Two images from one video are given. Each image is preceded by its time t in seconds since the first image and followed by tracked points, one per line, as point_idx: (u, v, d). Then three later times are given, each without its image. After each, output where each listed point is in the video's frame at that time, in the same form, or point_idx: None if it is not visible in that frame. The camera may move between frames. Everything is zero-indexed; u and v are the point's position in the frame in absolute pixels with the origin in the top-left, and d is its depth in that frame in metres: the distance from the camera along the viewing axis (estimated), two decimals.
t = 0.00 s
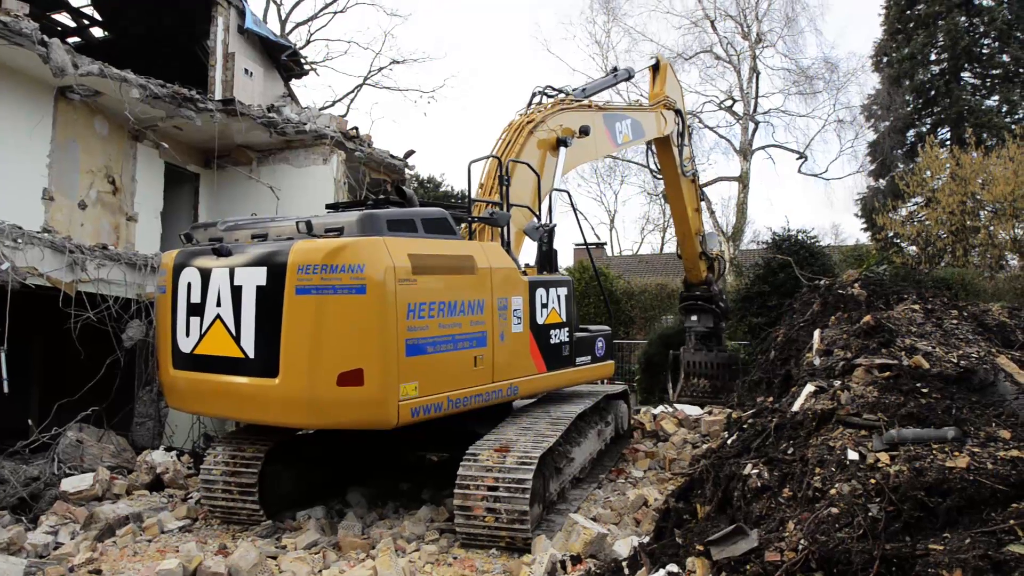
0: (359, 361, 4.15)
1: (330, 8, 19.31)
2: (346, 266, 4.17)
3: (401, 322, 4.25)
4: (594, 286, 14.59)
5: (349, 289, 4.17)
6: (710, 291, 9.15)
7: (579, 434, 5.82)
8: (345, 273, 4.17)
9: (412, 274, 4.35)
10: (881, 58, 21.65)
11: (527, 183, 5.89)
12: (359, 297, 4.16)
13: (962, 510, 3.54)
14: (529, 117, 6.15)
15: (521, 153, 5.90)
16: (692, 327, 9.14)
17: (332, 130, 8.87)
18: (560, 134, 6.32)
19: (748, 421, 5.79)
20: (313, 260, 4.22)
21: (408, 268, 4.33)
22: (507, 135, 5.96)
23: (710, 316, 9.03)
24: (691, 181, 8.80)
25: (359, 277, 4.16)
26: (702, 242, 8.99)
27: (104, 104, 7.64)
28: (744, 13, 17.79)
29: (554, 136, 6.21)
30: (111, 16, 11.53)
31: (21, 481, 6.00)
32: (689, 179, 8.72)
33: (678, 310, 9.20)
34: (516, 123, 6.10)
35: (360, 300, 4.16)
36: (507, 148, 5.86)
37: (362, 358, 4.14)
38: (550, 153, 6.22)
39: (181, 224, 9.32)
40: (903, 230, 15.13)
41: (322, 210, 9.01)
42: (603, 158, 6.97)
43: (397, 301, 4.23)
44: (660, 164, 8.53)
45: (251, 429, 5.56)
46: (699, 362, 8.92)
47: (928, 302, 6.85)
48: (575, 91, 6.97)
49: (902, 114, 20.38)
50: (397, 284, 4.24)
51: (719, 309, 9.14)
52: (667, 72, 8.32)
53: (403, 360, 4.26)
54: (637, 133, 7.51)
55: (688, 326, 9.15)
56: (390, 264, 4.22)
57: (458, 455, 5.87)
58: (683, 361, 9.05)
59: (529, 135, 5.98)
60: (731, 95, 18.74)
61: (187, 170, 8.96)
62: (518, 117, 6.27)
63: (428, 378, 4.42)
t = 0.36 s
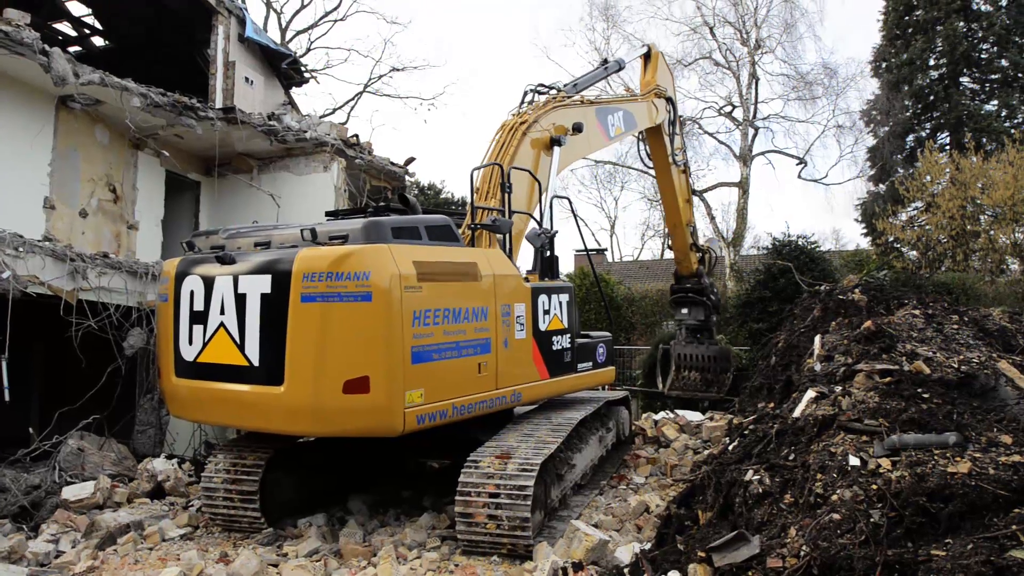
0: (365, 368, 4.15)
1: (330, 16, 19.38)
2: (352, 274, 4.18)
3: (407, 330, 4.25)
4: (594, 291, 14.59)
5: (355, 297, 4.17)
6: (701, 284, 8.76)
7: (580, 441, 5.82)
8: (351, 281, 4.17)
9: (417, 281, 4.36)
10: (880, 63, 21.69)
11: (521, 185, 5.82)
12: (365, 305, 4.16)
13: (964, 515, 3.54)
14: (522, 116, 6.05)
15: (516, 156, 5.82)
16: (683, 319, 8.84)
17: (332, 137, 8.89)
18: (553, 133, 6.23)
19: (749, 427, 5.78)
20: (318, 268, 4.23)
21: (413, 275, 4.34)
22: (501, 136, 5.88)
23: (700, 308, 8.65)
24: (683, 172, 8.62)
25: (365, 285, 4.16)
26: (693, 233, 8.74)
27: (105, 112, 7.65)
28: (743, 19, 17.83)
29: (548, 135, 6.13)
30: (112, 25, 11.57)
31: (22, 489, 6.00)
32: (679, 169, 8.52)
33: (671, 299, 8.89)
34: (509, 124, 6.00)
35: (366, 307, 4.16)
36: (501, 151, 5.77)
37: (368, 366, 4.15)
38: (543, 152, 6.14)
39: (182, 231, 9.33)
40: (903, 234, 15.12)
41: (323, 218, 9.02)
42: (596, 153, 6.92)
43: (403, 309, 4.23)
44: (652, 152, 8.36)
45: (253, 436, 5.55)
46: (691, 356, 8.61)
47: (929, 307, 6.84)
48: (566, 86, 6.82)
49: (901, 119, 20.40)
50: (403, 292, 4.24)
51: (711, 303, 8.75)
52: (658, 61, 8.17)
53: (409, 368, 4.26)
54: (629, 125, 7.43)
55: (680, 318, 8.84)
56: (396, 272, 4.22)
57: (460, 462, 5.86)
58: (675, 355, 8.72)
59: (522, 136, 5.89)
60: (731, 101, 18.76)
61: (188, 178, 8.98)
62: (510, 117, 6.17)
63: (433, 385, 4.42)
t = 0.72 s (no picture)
0: (369, 367, 4.15)
1: (327, 15, 19.35)
2: (356, 272, 4.17)
3: (411, 328, 4.25)
4: (593, 289, 14.59)
5: (359, 296, 4.16)
6: (685, 274, 8.54)
7: (580, 439, 5.82)
8: (355, 280, 4.17)
9: (421, 280, 4.36)
10: (877, 60, 21.68)
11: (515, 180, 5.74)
12: (369, 304, 4.16)
13: (963, 512, 3.54)
14: (512, 109, 5.92)
15: (508, 152, 5.72)
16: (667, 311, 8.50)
17: (330, 136, 8.88)
18: (544, 124, 6.10)
19: (748, 424, 5.79)
20: (321, 267, 4.22)
21: (417, 274, 4.33)
22: (493, 130, 5.77)
23: (686, 299, 8.40)
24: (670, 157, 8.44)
25: (370, 283, 4.15)
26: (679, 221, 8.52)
27: (102, 113, 7.64)
28: (740, 16, 17.83)
29: (539, 127, 6.01)
30: (110, 25, 11.55)
31: (21, 489, 5.99)
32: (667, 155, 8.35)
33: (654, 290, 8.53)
34: (499, 117, 5.87)
35: (370, 306, 4.16)
36: (493, 148, 5.67)
37: (373, 364, 4.14)
38: (535, 145, 6.02)
39: (180, 231, 9.32)
40: (901, 231, 15.10)
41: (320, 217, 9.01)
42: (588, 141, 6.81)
43: (407, 307, 4.23)
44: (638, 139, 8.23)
45: (252, 436, 5.55)
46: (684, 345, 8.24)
47: (927, 303, 6.84)
48: (555, 76, 6.65)
49: (898, 116, 20.39)
50: (407, 290, 4.24)
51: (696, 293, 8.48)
52: (647, 43, 8.06)
53: (413, 366, 4.26)
54: (619, 109, 7.30)
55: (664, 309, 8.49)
56: (400, 270, 4.22)
57: (460, 460, 5.87)
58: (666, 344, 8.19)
59: (513, 130, 5.76)
60: (729, 98, 18.74)
61: (185, 178, 8.96)
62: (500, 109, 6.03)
63: (437, 383, 4.42)
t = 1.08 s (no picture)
0: (370, 364, 4.14)
1: (325, 12, 19.32)
2: (357, 269, 4.16)
3: (412, 325, 4.24)
4: (593, 285, 14.58)
5: (360, 292, 4.15)
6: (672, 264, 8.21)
7: (579, 435, 5.81)
8: (356, 276, 4.16)
9: (422, 276, 4.35)
10: (876, 55, 21.65)
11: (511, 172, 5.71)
12: (370, 300, 4.15)
13: (962, 507, 3.54)
14: (505, 101, 5.87)
15: (502, 144, 5.68)
16: (653, 300, 8.09)
17: (328, 133, 8.86)
18: (537, 115, 6.05)
19: (746, 420, 5.79)
20: (322, 263, 4.21)
21: (418, 270, 4.33)
22: (486, 124, 5.72)
23: (675, 289, 8.06)
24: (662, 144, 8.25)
25: (371, 280, 4.14)
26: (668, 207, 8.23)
27: (100, 110, 7.62)
28: (739, 12, 17.80)
29: (532, 117, 5.97)
30: (106, 22, 11.52)
31: (21, 487, 6.00)
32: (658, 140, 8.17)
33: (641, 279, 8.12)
34: (492, 108, 5.83)
35: (371, 303, 4.15)
36: (488, 142, 5.63)
37: (374, 361, 4.13)
38: (529, 135, 5.97)
39: (179, 229, 9.31)
40: (900, 226, 15.04)
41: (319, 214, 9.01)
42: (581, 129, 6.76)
43: (408, 304, 4.22)
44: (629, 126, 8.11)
45: (251, 433, 5.54)
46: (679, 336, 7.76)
47: (926, 297, 6.83)
48: (547, 63, 6.61)
49: (897, 111, 20.37)
50: (408, 286, 4.23)
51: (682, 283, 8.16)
52: (641, 27, 8.03)
53: (415, 363, 4.25)
54: (612, 95, 7.25)
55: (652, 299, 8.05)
56: (401, 267, 4.21)
57: (459, 456, 5.86)
58: (666, 333, 7.58)
59: (508, 122, 5.72)
60: (728, 94, 18.72)
61: (184, 175, 8.95)
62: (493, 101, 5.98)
63: (438, 379, 4.41)
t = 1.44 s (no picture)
0: (377, 366, 4.14)
1: (329, 14, 19.33)
2: (363, 271, 4.17)
3: (419, 327, 4.24)
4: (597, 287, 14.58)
5: (366, 295, 4.16)
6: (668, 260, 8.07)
7: (583, 437, 5.81)
8: (362, 278, 4.16)
9: (428, 278, 4.35)
10: (881, 55, 21.61)
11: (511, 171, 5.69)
12: (376, 302, 4.15)
13: (968, 509, 3.54)
14: (504, 99, 5.85)
15: (503, 143, 5.65)
16: (649, 297, 7.86)
17: (332, 135, 8.87)
18: (537, 112, 6.03)
19: (751, 422, 5.78)
20: (329, 265, 4.22)
21: (424, 273, 4.33)
22: (485, 123, 5.70)
23: (671, 285, 7.86)
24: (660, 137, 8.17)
25: (377, 282, 4.15)
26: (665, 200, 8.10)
27: (105, 113, 7.65)
28: (743, 12, 17.79)
29: (533, 114, 5.95)
30: (111, 24, 11.56)
31: (27, 489, 6.03)
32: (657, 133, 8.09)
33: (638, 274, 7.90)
34: (492, 107, 5.80)
35: (378, 305, 4.15)
36: (488, 141, 5.61)
37: (380, 363, 4.13)
38: (529, 133, 5.95)
39: (183, 231, 9.33)
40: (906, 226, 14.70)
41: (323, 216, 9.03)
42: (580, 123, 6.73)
43: (414, 306, 4.23)
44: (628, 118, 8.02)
45: (255, 436, 5.55)
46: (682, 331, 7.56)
47: (931, 299, 6.80)
48: (547, 58, 6.60)
49: (902, 112, 20.33)
50: (414, 288, 4.23)
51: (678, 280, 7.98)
52: (641, 18, 7.99)
53: (421, 365, 4.25)
54: (612, 87, 7.21)
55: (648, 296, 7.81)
56: (407, 269, 4.21)
57: (464, 458, 5.86)
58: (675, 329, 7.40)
59: (508, 121, 5.70)
60: (732, 94, 18.71)
61: (188, 178, 8.98)
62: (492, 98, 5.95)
63: (444, 381, 4.42)
